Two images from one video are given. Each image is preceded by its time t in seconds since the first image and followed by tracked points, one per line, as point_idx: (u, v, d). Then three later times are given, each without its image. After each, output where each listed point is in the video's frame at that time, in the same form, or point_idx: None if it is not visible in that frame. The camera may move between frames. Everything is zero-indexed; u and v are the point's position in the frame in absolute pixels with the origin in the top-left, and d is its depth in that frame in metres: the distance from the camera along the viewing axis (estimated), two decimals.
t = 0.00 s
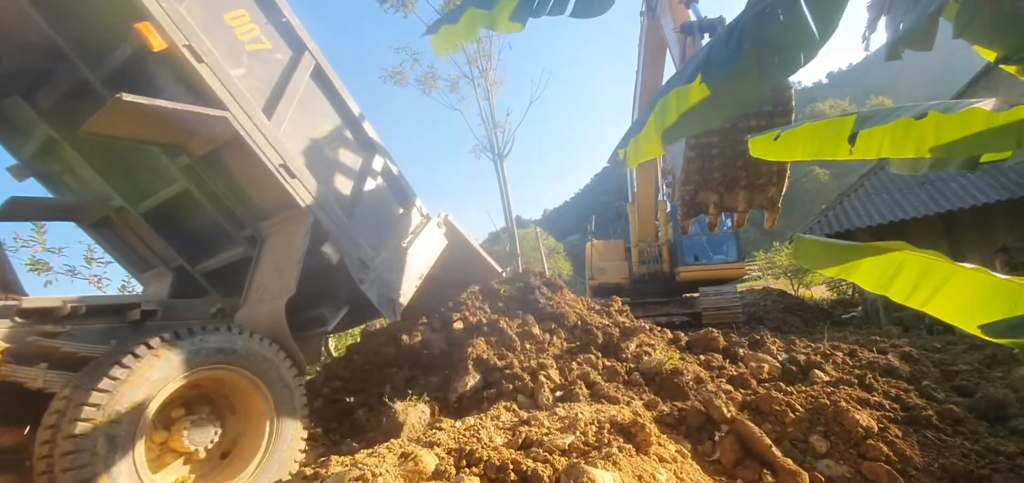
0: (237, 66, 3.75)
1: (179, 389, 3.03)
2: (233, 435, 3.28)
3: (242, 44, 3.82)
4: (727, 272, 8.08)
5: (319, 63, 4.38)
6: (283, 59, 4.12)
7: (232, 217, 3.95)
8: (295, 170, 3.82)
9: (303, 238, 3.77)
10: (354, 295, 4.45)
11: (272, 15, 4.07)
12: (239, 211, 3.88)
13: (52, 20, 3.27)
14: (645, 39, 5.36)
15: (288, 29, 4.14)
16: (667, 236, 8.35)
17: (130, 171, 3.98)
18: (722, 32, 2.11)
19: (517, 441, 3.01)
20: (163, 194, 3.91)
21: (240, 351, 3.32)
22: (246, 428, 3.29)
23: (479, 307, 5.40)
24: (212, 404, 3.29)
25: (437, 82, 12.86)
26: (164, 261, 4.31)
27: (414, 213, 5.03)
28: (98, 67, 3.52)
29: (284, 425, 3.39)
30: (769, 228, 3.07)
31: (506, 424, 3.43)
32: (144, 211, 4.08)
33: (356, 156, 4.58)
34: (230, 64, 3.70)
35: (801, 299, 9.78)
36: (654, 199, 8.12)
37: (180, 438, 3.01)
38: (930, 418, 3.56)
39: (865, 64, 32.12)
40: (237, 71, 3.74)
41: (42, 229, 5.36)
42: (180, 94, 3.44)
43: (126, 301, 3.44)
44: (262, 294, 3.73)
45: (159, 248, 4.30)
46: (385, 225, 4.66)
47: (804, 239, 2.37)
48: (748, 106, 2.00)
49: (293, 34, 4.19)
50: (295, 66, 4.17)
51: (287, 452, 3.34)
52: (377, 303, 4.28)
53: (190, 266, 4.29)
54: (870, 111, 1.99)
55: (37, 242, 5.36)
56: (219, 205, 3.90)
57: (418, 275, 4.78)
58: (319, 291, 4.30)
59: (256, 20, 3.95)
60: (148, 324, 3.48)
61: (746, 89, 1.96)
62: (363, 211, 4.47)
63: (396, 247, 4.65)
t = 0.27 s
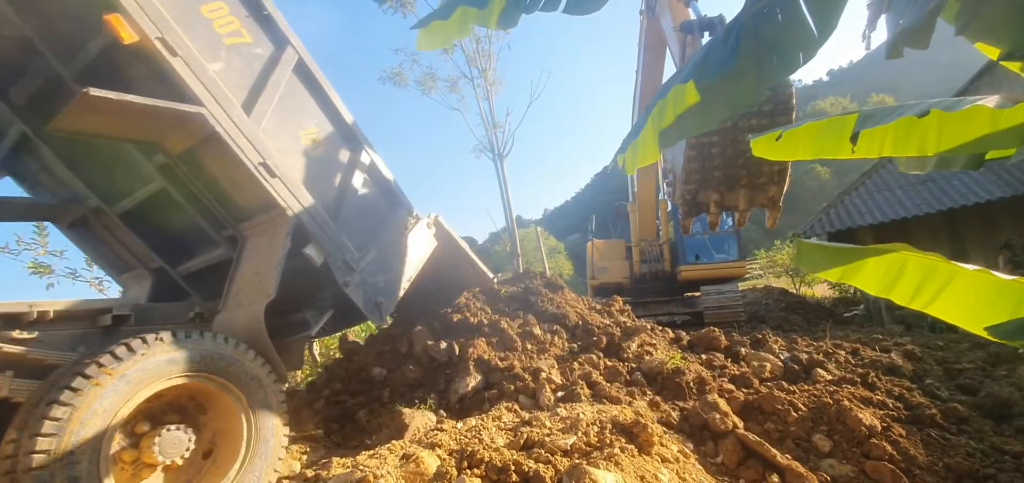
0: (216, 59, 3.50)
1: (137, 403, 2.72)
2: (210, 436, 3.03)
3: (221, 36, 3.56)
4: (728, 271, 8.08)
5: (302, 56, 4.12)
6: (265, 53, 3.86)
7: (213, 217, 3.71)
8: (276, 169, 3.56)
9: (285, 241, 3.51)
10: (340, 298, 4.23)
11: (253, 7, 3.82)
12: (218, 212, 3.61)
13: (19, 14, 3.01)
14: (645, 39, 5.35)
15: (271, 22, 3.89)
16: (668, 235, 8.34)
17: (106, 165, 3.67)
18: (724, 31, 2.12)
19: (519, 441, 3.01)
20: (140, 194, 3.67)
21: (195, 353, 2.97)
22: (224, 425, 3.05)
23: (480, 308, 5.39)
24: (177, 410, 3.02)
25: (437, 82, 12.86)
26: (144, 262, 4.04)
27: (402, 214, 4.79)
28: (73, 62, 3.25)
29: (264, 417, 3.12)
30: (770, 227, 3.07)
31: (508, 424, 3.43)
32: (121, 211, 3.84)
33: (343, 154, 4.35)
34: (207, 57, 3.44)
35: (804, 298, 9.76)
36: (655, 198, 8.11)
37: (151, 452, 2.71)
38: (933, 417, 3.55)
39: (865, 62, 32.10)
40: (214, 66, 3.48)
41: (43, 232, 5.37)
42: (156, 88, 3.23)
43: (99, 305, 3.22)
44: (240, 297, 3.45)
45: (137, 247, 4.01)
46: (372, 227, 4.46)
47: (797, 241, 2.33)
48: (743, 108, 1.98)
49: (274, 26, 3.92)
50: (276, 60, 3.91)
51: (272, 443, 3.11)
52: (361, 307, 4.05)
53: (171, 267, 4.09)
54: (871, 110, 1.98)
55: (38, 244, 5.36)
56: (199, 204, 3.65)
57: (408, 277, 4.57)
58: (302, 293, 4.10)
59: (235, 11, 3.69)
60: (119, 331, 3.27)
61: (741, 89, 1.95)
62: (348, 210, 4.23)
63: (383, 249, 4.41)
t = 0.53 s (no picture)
0: (195, 52, 3.30)
1: (98, 416, 2.47)
2: (185, 433, 2.82)
3: (201, 28, 3.36)
4: (730, 271, 8.08)
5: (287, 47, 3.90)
6: (248, 45, 3.65)
7: (196, 216, 3.57)
8: (258, 164, 3.39)
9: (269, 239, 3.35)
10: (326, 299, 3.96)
11: None
12: (200, 209, 3.48)
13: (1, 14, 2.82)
14: (647, 38, 5.36)
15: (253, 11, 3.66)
16: (670, 235, 8.35)
17: (83, 163, 3.51)
18: (732, 33, 2.12)
19: (522, 439, 3.01)
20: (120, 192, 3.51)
21: (144, 359, 2.64)
22: (199, 421, 2.83)
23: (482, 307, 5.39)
24: (139, 415, 2.74)
25: (439, 83, 12.88)
26: (125, 261, 3.91)
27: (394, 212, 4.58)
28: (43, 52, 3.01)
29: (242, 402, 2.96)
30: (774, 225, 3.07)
31: (511, 423, 3.43)
32: (99, 210, 3.66)
33: (331, 150, 4.16)
34: (187, 49, 3.24)
35: (806, 298, 9.76)
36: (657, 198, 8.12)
37: (125, 462, 2.45)
38: (936, 416, 3.55)
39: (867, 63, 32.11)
40: (196, 58, 3.29)
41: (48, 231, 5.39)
42: (134, 81, 3.05)
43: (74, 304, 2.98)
44: (223, 298, 3.25)
45: (118, 246, 3.88)
46: (362, 225, 4.24)
47: (807, 239, 2.35)
48: (754, 104, 1.97)
49: (258, 15, 3.70)
50: (262, 54, 3.70)
51: (254, 428, 2.97)
52: (349, 308, 3.83)
53: (152, 269, 3.90)
54: (874, 110, 1.99)
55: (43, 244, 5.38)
56: (181, 202, 3.52)
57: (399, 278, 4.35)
58: (289, 296, 3.86)
59: (216, 2, 3.48)
60: (96, 331, 3.05)
61: (750, 86, 1.95)
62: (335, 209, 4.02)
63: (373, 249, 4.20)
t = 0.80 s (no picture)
0: (170, 47, 3.12)
1: (49, 434, 2.29)
2: (160, 429, 2.66)
3: (175, 22, 3.17)
4: (733, 271, 8.07)
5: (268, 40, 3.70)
6: (227, 38, 3.47)
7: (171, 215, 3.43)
8: (237, 161, 3.26)
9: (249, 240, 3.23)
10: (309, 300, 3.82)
11: None
12: (176, 208, 3.35)
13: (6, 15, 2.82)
14: (650, 38, 5.37)
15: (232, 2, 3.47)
16: (673, 235, 8.34)
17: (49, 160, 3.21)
18: (738, 34, 2.11)
19: (525, 439, 3.01)
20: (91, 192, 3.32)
21: (81, 372, 2.38)
22: (166, 415, 2.65)
23: (485, 307, 5.38)
24: (102, 418, 2.56)
25: (441, 83, 12.87)
26: (101, 264, 3.65)
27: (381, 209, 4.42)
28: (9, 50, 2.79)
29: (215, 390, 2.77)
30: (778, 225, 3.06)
31: (514, 423, 3.43)
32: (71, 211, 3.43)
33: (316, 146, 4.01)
34: (160, 43, 3.06)
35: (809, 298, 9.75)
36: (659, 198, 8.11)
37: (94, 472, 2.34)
38: (940, 416, 3.54)
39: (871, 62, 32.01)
40: (171, 52, 3.12)
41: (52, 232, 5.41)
42: (105, 76, 2.89)
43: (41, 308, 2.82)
44: (201, 299, 3.15)
45: (91, 248, 3.61)
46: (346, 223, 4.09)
47: (806, 233, 2.32)
48: (765, 103, 1.97)
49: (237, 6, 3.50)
50: (240, 48, 3.51)
51: (229, 414, 2.81)
52: (332, 309, 3.73)
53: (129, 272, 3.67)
54: (877, 108, 1.98)
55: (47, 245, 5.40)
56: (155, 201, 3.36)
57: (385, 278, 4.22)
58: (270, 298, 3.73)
59: None
60: (63, 335, 2.99)
61: (761, 87, 1.95)
62: (318, 208, 3.87)
63: (359, 248, 4.07)
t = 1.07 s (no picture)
0: (138, 39, 2.87)
1: None
2: (118, 423, 2.36)
3: (144, 12, 2.92)
4: (736, 271, 8.05)
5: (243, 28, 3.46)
6: (199, 27, 3.23)
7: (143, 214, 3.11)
8: (210, 157, 3.01)
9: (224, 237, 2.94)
10: (287, 300, 3.51)
11: None
12: (148, 208, 3.04)
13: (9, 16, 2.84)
14: (652, 38, 5.38)
15: None
16: (675, 235, 8.32)
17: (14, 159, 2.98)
18: (743, 34, 2.11)
19: (527, 440, 3.01)
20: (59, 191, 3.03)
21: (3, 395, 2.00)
22: (119, 411, 2.33)
23: (487, 307, 5.38)
24: (48, 431, 2.20)
25: (443, 83, 12.86)
26: (76, 268, 3.32)
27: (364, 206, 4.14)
28: None
29: (169, 368, 2.47)
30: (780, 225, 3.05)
31: (516, 423, 3.43)
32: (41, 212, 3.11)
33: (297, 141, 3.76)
34: (128, 35, 2.82)
35: (812, 298, 9.72)
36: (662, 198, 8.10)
37: None
38: (944, 417, 3.52)
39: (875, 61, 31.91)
40: (138, 40, 2.86)
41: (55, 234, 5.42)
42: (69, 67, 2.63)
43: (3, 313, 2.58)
44: (171, 301, 2.81)
45: (64, 252, 3.29)
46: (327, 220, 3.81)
47: (809, 231, 2.30)
48: (774, 99, 1.96)
49: None
50: (213, 41, 3.27)
51: (191, 396, 2.50)
52: (312, 310, 3.43)
53: (104, 276, 3.32)
54: (880, 104, 1.97)
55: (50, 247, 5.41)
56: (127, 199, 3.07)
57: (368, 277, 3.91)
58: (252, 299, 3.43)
59: None
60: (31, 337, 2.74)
61: (771, 83, 1.94)
62: (298, 203, 3.59)
63: (341, 244, 3.77)
